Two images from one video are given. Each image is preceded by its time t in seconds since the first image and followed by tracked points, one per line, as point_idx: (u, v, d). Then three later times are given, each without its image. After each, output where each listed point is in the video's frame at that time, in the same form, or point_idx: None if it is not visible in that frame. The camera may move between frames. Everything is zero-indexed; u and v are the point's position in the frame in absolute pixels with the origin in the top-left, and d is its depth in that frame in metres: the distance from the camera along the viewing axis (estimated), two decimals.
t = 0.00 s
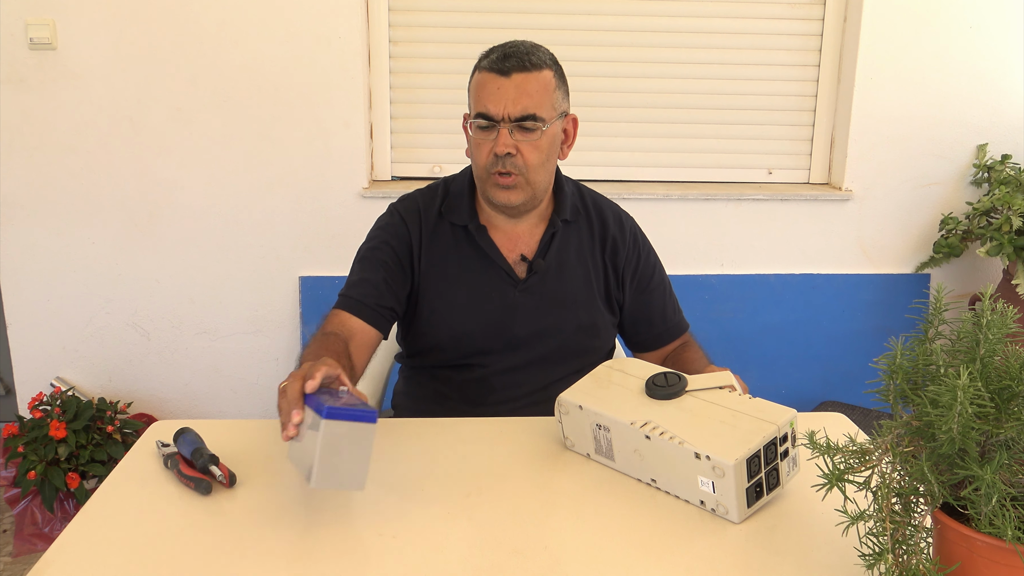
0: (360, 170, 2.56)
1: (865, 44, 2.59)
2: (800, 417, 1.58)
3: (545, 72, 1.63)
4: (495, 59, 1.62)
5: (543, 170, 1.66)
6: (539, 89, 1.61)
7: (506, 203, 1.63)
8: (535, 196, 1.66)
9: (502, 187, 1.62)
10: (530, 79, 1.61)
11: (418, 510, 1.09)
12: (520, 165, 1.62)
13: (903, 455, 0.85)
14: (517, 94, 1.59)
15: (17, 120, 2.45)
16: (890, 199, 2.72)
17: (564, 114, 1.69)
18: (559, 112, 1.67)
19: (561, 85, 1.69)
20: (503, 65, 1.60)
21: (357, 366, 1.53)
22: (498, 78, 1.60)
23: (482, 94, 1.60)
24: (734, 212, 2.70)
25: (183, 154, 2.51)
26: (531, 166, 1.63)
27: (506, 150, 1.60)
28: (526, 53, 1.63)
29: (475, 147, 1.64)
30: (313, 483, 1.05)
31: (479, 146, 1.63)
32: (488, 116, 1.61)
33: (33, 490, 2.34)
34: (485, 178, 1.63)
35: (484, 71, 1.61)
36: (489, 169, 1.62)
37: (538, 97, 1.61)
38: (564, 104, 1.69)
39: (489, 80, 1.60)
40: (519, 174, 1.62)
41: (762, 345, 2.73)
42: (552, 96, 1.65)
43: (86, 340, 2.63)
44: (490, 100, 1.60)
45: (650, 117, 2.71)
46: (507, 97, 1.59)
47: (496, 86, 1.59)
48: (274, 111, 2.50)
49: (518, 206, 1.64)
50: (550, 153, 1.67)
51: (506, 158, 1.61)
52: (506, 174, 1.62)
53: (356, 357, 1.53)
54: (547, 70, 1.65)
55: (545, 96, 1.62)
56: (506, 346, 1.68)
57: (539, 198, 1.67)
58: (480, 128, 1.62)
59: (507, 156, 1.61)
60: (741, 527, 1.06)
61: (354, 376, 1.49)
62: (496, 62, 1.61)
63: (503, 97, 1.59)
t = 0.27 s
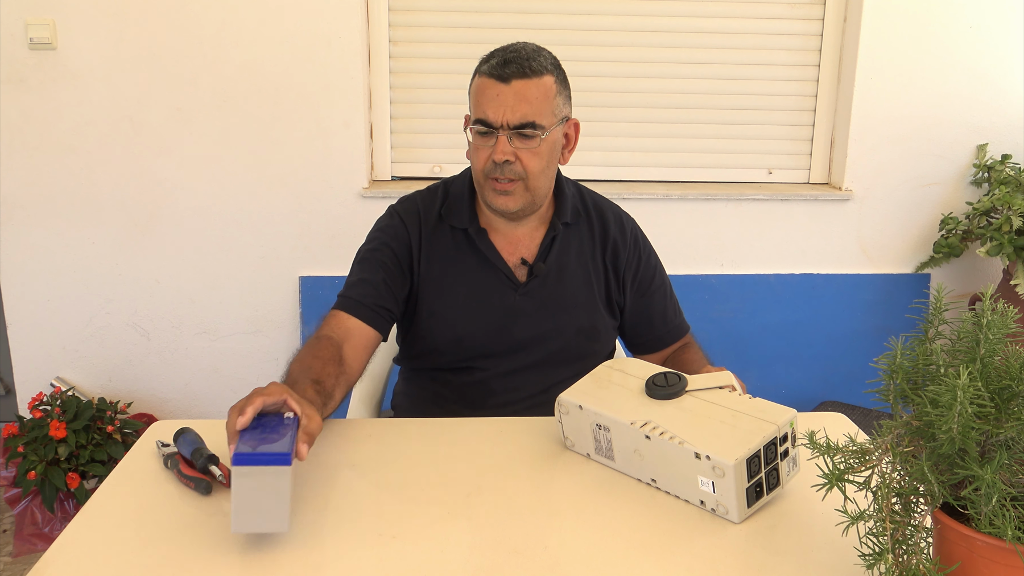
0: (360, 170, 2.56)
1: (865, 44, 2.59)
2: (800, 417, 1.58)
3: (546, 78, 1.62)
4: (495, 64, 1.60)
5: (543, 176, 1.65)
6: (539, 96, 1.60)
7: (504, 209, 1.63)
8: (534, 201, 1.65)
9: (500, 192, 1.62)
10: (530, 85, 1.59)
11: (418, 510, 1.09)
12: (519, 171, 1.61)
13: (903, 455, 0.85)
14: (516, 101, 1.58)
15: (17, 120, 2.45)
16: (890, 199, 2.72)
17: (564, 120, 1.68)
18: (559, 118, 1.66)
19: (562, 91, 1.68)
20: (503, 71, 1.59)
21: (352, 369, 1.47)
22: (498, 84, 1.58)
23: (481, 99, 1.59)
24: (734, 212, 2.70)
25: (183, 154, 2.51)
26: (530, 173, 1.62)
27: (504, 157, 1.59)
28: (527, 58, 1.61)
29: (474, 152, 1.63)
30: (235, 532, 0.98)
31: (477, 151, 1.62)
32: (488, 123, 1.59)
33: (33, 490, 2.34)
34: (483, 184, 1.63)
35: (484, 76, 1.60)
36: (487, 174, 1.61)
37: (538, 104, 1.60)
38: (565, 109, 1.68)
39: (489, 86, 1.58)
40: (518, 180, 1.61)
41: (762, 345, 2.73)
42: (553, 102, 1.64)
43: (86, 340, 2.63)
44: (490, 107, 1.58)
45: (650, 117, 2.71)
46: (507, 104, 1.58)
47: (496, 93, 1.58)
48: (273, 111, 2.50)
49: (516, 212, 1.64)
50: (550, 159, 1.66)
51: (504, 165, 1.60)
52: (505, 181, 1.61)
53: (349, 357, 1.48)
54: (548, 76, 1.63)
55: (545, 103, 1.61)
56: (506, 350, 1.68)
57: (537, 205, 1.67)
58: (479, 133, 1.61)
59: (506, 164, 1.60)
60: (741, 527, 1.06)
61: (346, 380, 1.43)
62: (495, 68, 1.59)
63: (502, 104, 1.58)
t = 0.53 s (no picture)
0: (360, 170, 2.56)
1: (866, 44, 2.59)
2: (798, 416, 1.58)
3: (541, 81, 1.61)
4: (489, 68, 1.59)
5: (539, 179, 1.64)
6: (533, 100, 1.59)
7: (501, 212, 1.62)
8: (530, 205, 1.64)
9: (496, 196, 1.61)
10: (524, 89, 1.58)
11: (418, 510, 1.09)
12: (515, 175, 1.60)
13: (903, 455, 0.85)
14: (511, 104, 1.57)
15: (17, 120, 2.45)
16: (891, 199, 2.72)
17: (559, 123, 1.68)
18: (554, 121, 1.65)
19: (557, 93, 1.67)
20: (497, 75, 1.58)
21: (354, 374, 1.47)
22: (492, 88, 1.57)
23: (476, 104, 1.58)
24: (734, 212, 2.70)
25: (183, 154, 2.51)
26: (526, 176, 1.61)
27: (499, 161, 1.59)
28: (522, 61, 1.60)
29: (469, 157, 1.62)
30: (212, 557, 0.97)
31: (472, 156, 1.62)
32: (482, 127, 1.58)
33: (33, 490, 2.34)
34: (479, 188, 1.62)
35: (479, 80, 1.59)
36: (482, 179, 1.61)
37: (533, 108, 1.59)
38: (560, 111, 1.67)
39: (482, 90, 1.57)
40: (514, 183, 1.60)
41: (762, 345, 2.73)
42: (548, 104, 1.63)
43: (86, 341, 2.63)
44: (484, 111, 1.57)
45: (650, 117, 2.71)
46: (501, 109, 1.57)
47: (490, 96, 1.57)
48: (273, 111, 2.50)
49: (512, 215, 1.63)
50: (546, 162, 1.65)
51: (499, 169, 1.59)
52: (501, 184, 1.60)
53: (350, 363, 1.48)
54: (542, 79, 1.62)
55: (539, 106, 1.60)
56: (505, 351, 1.68)
57: (534, 207, 1.66)
58: (474, 138, 1.60)
59: (502, 168, 1.59)
60: (741, 527, 1.06)
61: (347, 386, 1.42)
62: (489, 71, 1.58)
63: (497, 108, 1.57)
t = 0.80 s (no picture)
0: (360, 170, 2.56)
1: (865, 44, 2.59)
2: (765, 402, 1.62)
3: (524, 83, 1.59)
4: (472, 71, 1.58)
5: (525, 180, 1.63)
6: (516, 102, 1.58)
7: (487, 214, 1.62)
8: (517, 206, 1.64)
9: (482, 199, 1.61)
10: (506, 91, 1.57)
11: (418, 510, 1.09)
12: (500, 177, 1.59)
13: (903, 455, 0.85)
14: (493, 108, 1.56)
15: (17, 120, 2.45)
16: (891, 199, 2.71)
17: (545, 123, 1.66)
18: (540, 122, 1.64)
19: (542, 94, 1.65)
20: (480, 78, 1.56)
21: (359, 376, 1.47)
22: (474, 91, 1.56)
23: (459, 107, 1.57)
24: (734, 212, 2.70)
25: (183, 154, 2.51)
26: (511, 179, 1.60)
27: (483, 164, 1.58)
28: (505, 63, 1.58)
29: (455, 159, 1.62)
30: (207, 565, 0.97)
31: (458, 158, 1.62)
32: (465, 130, 1.58)
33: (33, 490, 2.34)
34: (466, 190, 1.62)
35: (462, 83, 1.58)
36: (468, 181, 1.61)
37: (516, 110, 1.58)
38: (546, 111, 1.66)
39: (465, 94, 1.57)
40: (499, 186, 1.60)
41: (762, 345, 2.73)
42: (533, 106, 1.61)
43: (86, 340, 2.63)
44: (467, 114, 1.57)
45: (650, 117, 2.71)
46: (483, 111, 1.56)
47: (472, 100, 1.56)
48: (273, 110, 2.50)
49: (500, 216, 1.63)
50: (533, 163, 1.64)
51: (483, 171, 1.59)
52: (486, 187, 1.60)
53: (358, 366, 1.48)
54: (527, 80, 1.61)
55: (523, 108, 1.59)
56: (502, 350, 1.68)
57: (522, 208, 1.66)
58: (459, 140, 1.60)
59: (485, 171, 1.58)
60: (741, 527, 1.06)
61: (353, 391, 1.42)
62: (472, 74, 1.58)
63: (479, 111, 1.56)
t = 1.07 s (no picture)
0: (360, 170, 2.56)
1: (865, 44, 2.59)
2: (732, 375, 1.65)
3: (520, 83, 1.59)
4: (468, 72, 1.58)
5: (521, 180, 1.63)
6: (511, 102, 1.58)
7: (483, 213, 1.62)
8: (513, 205, 1.64)
9: (478, 198, 1.61)
10: (501, 92, 1.57)
11: (418, 510, 1.09)
12: (496, 177, 1.59)
13: (903, 455, 0.85)
14: (488, 108, 1.56)
15: (17, 120, 2.45)
16: (891, 199, 2.72)
17: (541, 122, 1.66)
18: (535, 122, 1.64)
19: (538, 93, 1.65)
20: (475, 79, 1.56)
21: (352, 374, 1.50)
22: (469, 92, 1.56)
23: (454, 108, 1.58)
24: (734, 212, 2.70)
25: (183, 154, 2.51)
26: (507, 178, 1.60)
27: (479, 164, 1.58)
28: (500, 63, 1.58)
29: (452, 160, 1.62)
30: (207, 565, 0.96)
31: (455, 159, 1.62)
32: (461, 131, 1.58)
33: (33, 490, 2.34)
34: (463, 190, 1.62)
35: (457, 84, 1.58)
36: (464, 182, 1.61)
37: (511, 110, 1.58)
38: (542, 111, 1.66)
39: (460, 95, 1.57)
40: (495, 186, 1.60)
41: (762, 345, 2.73)
42: (528, 106, 1.61)
43: (86, 340, 2.63)
44: (462, 115, 1.57)
45: (650, 117, 2.71)
46: (479, 112, 1.56)
47: (467, 101, 1.56)
48: (273, 110, 2.50)
49: (496, 215, 1.63)
50: (529, 163, 1.64)
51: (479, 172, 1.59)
52: (483, 187, 1.60)
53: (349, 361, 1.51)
54: (522, 80, 1.60)
55: (518, 108, 1.59)
56: (500, 348, 1.68)
57: (518, 207, 1.66)
58: (455, 141, 1.60)
59: (481, 171, 1.58)
60: (741, 527, 1.06)
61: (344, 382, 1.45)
62: (467, 75, 1.57)
63: (474, 112, 1.56)
